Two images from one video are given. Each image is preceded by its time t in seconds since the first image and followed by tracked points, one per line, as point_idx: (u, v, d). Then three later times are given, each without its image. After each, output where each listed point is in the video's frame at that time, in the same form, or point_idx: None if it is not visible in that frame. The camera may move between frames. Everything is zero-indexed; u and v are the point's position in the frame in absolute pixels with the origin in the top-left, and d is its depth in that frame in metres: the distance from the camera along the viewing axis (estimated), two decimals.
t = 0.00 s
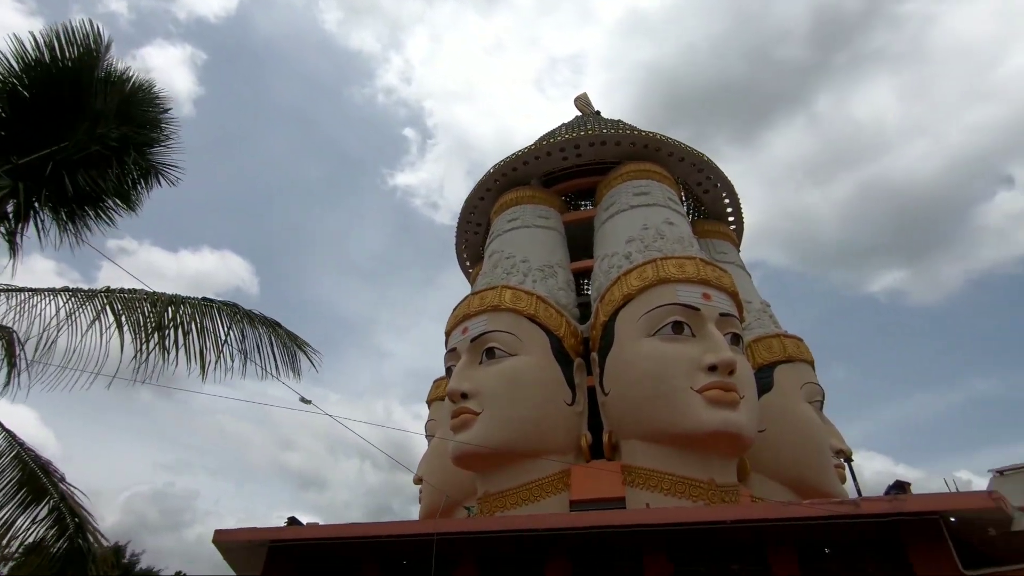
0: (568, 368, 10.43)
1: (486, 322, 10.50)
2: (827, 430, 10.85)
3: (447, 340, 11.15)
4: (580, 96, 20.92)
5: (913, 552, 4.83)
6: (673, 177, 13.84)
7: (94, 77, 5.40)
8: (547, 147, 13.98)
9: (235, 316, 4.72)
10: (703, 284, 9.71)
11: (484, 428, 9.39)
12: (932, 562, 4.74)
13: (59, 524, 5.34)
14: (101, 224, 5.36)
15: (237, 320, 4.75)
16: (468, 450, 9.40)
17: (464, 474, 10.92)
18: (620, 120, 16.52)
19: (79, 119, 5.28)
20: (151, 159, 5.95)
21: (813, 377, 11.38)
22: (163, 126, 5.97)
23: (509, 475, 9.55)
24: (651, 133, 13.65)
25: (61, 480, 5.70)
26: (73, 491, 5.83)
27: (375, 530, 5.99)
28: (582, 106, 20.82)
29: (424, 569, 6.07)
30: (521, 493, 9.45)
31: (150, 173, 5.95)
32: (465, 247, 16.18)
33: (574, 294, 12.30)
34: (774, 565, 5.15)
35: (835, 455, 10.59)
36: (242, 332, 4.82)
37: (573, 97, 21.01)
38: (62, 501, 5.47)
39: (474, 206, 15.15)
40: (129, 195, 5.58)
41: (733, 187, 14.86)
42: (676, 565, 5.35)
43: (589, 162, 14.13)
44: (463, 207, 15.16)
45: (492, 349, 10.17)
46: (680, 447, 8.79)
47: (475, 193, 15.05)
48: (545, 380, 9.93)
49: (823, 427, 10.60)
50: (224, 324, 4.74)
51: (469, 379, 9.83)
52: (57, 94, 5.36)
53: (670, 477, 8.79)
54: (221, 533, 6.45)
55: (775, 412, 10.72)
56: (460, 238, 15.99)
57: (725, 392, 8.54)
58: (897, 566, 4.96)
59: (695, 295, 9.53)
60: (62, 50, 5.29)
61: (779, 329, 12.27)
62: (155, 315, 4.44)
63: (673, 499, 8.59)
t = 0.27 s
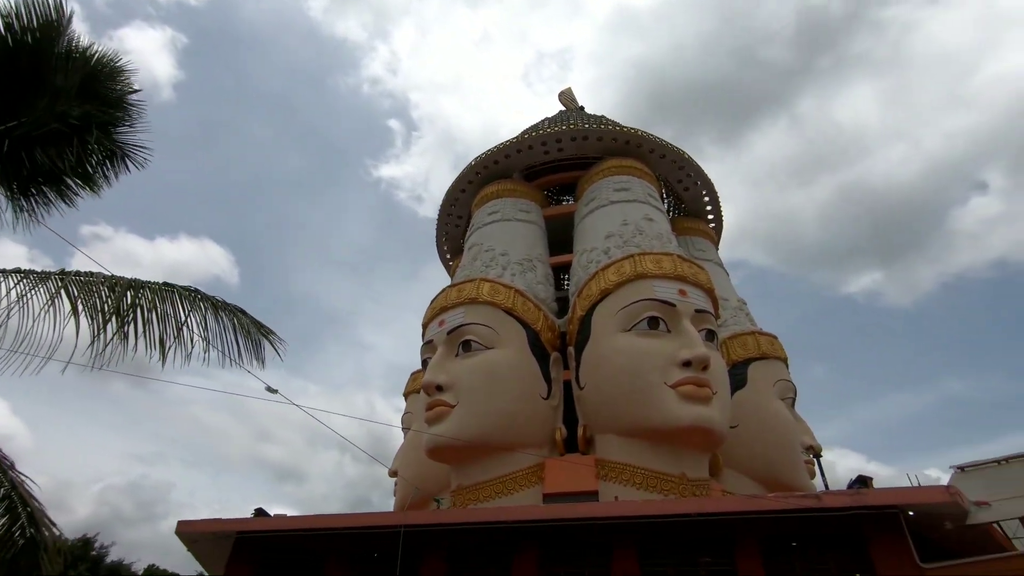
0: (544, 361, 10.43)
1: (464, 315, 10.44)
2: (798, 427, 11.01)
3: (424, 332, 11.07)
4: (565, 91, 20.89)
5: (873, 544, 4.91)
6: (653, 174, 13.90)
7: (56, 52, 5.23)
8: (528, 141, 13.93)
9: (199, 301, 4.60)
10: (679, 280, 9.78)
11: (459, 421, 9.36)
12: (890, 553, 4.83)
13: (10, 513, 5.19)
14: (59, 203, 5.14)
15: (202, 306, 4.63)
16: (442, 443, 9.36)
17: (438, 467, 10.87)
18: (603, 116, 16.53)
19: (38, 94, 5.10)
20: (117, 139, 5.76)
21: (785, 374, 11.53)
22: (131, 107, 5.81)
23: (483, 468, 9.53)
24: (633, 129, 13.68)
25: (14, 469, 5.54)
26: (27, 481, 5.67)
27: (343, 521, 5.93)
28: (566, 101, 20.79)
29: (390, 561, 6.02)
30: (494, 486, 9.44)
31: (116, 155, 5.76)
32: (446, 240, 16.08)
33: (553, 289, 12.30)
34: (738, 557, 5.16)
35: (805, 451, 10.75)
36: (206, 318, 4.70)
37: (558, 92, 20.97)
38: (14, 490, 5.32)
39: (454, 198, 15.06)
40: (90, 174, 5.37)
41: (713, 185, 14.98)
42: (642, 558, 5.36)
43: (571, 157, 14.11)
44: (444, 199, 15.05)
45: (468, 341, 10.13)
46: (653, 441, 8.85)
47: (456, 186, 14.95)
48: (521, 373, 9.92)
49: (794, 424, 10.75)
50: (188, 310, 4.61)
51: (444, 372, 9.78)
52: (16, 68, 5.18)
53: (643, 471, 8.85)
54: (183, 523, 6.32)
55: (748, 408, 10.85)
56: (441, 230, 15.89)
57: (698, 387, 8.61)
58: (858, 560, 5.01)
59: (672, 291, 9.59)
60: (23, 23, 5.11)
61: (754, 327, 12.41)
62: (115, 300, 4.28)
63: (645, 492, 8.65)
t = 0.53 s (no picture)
0: (527, 353, 10.41)
1: (447, 304, 10.38)
2: (778, 423, 11.08)
3: (407, 321, 11.01)
4: (558, 83, 20.77)
5: (841, 539, 4.94)
6: (643, 168, 13.86)
7: (28, 24, 5.08)
8: (519, 131, 13.83)
9: (168, 283, 4.47)
10: (664, 275, 9.79)
11: (440, 410, 9.33)
12: (858, 549, 4.86)
13: None
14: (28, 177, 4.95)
15: (171, 288, 4.50)
16: (422, 432, 9.33)
17: (419, 456, 10.84)
18: (595, 109, 16.46)
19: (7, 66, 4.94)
20: (93, 114, 5.57)
21: (767, 371, 11.60)
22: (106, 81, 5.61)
23: (462, 458, 9.50)
24: (624, 122, 13.62)
25: None
26: None
27: (317, 508, 5.89)
28: (559, 92, 20.68)
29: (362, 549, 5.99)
30: (473, 476, 9.42)
31: (93, 129, 5.56)
32: (434, 229, 15.97)
33: (539, 280, 12.26)
34: (709, 553, 5.16)
35: (784, 447, 10.83)
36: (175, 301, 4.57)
37: (551, 84, 20.84)
38: None
39: (443, 187, 14.94)
40: (61, 147, 5.17)
41: (703, 181, 14.97)
42: (614, 550, 5.36)
43: (561, 148, 14.04)
44: (433, 188, 14.94)
45: (451, 331, 10.08)
46: (632, 435, 8.86)
47: (445, 174, 14.84)
48: (504, 364, 9.89)
49: (774, 421, 10.81)
50: (155, 291, 4.47)
51: (426, 361, 9.74)
52: None
53: (621, 463, 8.87)
54: (154, 508, 6.25)
55: (728, 404, 10.91)
56: (429, 219, 15.77)
57: (678, 381, 8.62)
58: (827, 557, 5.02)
59: (656, 285, 9.59)
60: None
61: (738, 323, 12.46)
62: (78, 279, 4.13)
63: (622, 485, 8.67)
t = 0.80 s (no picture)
0: (520, 345, 10.36)
1: (440, 295, 10.33)
2: (771, 420, 11.04)
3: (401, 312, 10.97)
4: (558, 75, 20.62)
5: (827, 536, 4.92)
6: (640, 161, 13.77)
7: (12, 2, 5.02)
8: (516, 122, 13.73)
9: (146, 266, 4.41)
10: (658, 269, 9.74)
11: (431, 401, 9.30)
12: (844, 546, 4.83)
13: None
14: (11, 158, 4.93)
15: (150, 271, 4.45)
16: (413, 423, 9.30)
17: (410, 448, 10.82)
18: (594, 101, 16.34)
19: None
20: (78, 96, 5.51)
21: (761, 367, 11.55)
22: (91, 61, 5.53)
23: (452, 449, 9.48)
24: (622, 115, 13.51)
25: None
26: None
27: (302, 496, 5.88)
28: (559, 85, 20.53)
29: (347, 538, 5.97)
30: (463, 468, 9.39)
31: (78, 109, 5.50)
32: (430, 220, 15.89)
33: (534, 273, 12.20)
34: (693, 547, 5.14)
35: (777, 444, 10.80)
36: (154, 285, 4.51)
37: (551, 76, 20.69)
38: None
39: (440, 178, 14.86)
40: (44, 128, 5.12)
41: (701, 175, 14.87)
42: (599, 544, 5.35)
43: (559, 140, 13.93)
44: (429, 179, 14.85)
45: (443, 322, 10.03)
46: (623, 429, 8.82)
47: (442, 165, 14.74)
48: (496, 356, 9.85)
49: (767, 417, 10.77)
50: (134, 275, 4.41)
51: (418, 352, 9.70)
52: None
53: (612, 458, 8.83)
54: (139, 494, 6.25)
55: (721, 400, 10.87)
56: (426, 210, 15.69)
57: (670, 376, 8.57)
58: (810, 552, 5.00)
59: (650, 279, 9.54)
60: None
61: (733, 319, 12.40)
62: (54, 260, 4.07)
63: (612, 479, 8.64)
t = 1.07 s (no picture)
0: (524, 343, 10.29)
1: (444, 292, 10.29)
2: (778, 421, 10.87)
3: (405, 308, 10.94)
4: (567, 73, 20.50)
5: (830, 539, 4.80)
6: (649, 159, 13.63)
7: None
8: (523, 119, 13.65)
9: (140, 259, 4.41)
10: (664, 267, 9.64)
11: (433, 398, 9.26)
12: (846, 549, 4.72)
13: None
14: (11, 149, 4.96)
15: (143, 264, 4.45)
16: (415, 420, 9.26)
17: (413, 445, 10.78)
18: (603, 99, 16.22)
19: None
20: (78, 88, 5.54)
21: (769, 368, 11.38)
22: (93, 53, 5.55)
23: (454, 447, 9.43)
24: (630, 112, 13.39)
25: None
26: None
27: (299, 491, 5.88)
28: (568, 83, 20.40)
29: (343, 533, 5.96)
30: (465, 466, 9.33)
31: (78, 102, 5.53)
32: (437, 217, 15.86)
33: (539, 271, 12.12)
34: (691, 549, 5.05)
35: (784, 446, 10.64)
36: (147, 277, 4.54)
37: (561, 74, 20.55)
38: None
39: (447, 175, 14.82)
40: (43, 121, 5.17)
41: (711, 173, 14.69)
42: (595, 542, 5.29)
43: (566, 137, 13.83)
44: (436, 176, 14.82)
45: (447, 319, 9.98)
46: (626, 428, 8.71)
47: (449, 162, 14.71)
48: (499, 354, 9.78)
49: (775, 419, 10.60)
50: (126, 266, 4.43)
51: (421, 348, 9.67)
52: None
53: (615, 458, 8.73)
54: (137, 486, 6.25)
55: (727, 400, 10.72)
56: (432, 207, 15.66)
57: (675, 375, 8.45)
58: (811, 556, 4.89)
59: (655, 278, 9.44)
60: None
61: (741, 319, 12.23)
62: (47, 251, 4.09)
63: (614, 479, 8.54)
